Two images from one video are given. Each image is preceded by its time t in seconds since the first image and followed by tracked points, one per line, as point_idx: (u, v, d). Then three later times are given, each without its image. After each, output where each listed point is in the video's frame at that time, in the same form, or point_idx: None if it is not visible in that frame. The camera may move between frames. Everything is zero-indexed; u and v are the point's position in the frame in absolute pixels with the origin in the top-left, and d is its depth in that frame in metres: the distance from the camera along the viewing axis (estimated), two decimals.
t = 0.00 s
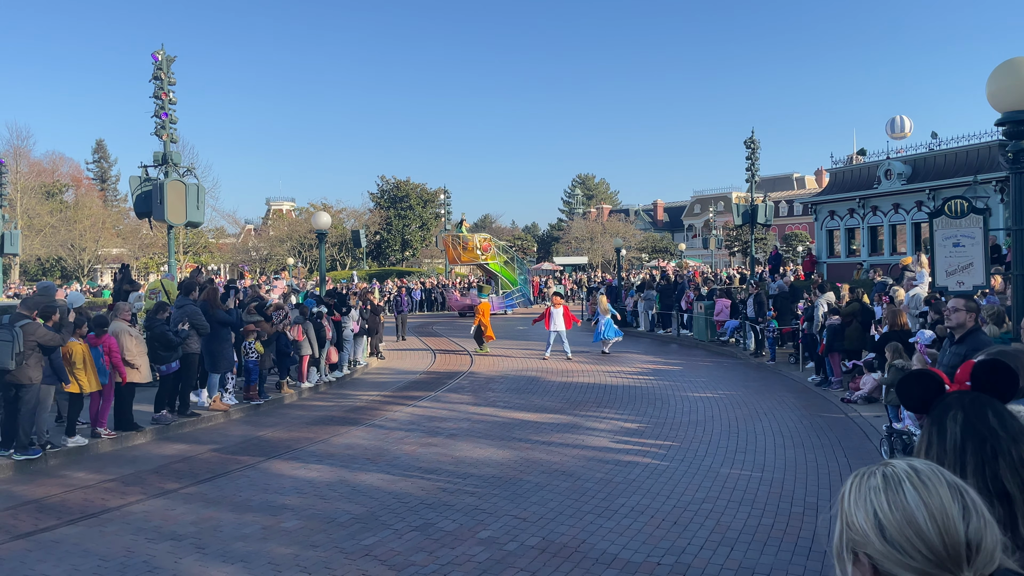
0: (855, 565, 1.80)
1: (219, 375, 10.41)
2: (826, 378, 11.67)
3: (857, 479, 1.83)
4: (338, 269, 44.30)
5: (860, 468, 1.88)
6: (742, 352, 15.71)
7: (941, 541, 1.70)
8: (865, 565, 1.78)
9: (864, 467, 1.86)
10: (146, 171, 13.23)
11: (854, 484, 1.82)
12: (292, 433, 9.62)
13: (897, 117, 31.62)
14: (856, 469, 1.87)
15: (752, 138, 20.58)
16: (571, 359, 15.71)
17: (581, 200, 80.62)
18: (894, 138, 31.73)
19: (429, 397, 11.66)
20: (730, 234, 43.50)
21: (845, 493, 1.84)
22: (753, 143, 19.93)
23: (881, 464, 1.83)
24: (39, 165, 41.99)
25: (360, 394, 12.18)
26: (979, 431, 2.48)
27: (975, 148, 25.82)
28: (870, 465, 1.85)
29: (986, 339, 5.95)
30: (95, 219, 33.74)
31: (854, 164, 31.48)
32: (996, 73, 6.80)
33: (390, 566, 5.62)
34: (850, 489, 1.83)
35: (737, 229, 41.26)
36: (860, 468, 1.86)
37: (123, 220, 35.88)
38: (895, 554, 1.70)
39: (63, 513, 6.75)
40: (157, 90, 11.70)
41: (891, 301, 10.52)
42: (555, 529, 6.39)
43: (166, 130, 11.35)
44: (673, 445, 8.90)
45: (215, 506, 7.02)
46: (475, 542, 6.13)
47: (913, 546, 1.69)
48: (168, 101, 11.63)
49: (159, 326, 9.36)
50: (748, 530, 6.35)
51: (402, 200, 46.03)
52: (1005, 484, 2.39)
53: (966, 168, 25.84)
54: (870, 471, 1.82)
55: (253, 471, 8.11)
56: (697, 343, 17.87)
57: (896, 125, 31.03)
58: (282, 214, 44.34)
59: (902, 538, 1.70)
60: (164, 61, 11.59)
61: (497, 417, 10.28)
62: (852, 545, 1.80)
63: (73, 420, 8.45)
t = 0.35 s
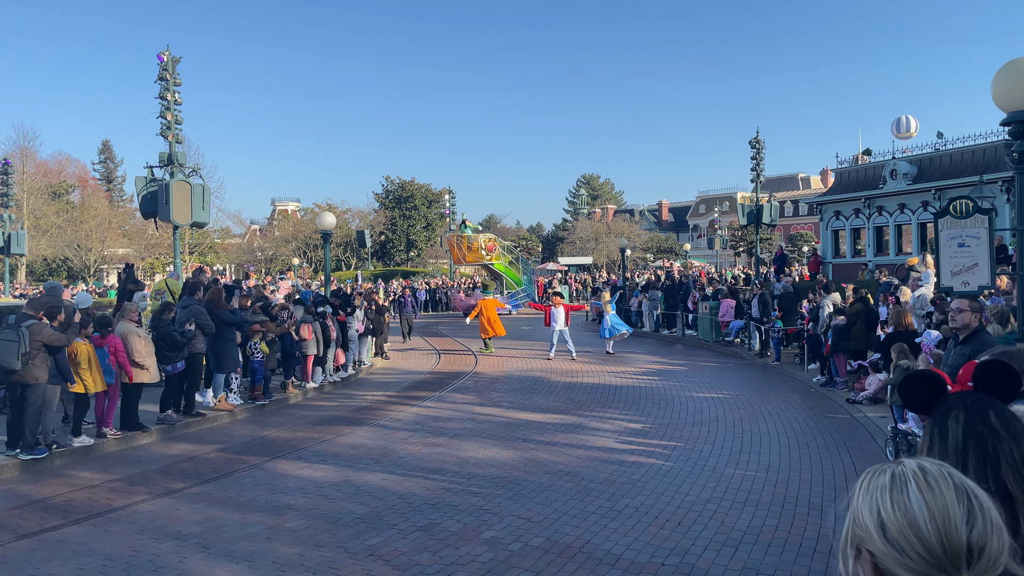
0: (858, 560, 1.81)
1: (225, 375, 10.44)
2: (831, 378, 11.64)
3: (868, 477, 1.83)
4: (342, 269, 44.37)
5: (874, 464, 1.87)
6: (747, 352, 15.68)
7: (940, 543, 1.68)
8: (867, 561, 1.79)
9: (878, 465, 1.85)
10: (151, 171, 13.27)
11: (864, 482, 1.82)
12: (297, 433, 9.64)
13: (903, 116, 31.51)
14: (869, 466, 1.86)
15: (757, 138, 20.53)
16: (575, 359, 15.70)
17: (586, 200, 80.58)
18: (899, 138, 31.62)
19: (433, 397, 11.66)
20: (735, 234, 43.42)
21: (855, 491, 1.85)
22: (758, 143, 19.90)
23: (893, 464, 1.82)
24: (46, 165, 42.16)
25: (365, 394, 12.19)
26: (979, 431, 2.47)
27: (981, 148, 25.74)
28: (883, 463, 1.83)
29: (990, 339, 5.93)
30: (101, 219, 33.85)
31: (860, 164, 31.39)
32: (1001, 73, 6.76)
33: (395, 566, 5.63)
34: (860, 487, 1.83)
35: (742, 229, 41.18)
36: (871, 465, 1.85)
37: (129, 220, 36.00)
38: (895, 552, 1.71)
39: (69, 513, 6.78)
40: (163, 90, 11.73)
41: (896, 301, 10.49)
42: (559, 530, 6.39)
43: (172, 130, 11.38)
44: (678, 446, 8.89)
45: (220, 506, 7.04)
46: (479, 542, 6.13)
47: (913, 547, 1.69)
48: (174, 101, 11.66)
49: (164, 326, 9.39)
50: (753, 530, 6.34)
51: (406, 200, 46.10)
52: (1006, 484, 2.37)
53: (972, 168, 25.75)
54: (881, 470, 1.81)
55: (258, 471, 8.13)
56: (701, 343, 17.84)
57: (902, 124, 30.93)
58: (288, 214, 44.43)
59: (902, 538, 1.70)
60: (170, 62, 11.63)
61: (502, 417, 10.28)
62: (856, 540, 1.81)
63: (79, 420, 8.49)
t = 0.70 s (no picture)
0: (855, 561, 1.80)
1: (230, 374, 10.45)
2: (837, 378, 11.61)
3: (864, 477, 1.82)
4: (347, 269, 44.42)
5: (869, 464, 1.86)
6: (752, 352, 15.65)
7: (934, 542, 1.67)
8: (864, 560, 1.78)
9: (871, 464, 1.84)
10: (156, 171, 13.29)
11: (860, 481, 1.82)
12: (302, 433, 9.65)
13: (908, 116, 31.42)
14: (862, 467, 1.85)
15: (762, 137, 20.49)
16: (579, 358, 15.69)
17: (590, 200, 80.58)
18: (905, 138, 31.54)
19: (438, 396, 11.67)
20: (740, 234, 43.36)
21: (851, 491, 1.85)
22: (764, 143, 19.85)
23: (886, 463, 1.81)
24: (51, 165, 42.27)
25: (369, 393, 12.21)
26: (987, 431, 2.46)
27: (987, 148, 25.68)
28: (877, 464, 1.82)
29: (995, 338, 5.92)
30: (106, 219, 33.92)
31: (865, 164, 31.32)
32: (1008, 72, 6.74)
33: (400, 566, 5.63)
34: (856, 487, 1.82)
35: (746, 229, 41.14)
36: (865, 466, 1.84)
37: (134, 220, 36.08)
38: (890, 553, 1.70)
39: (74, 511, 6.80)
40: (168, 90, 11.75)
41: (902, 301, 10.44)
42: (564, 529, 6.38)
43: (177, 130, 11.40)
44: (682, 445, 8.88)
45: (225, 505, 7.05)
46: (483, 541, 6.13)
47: (906, 547, 1.68)
48: (179, 101, 11.68)
49: (169, 325, 9.41)
50: (758, 530, 6.32)
51: (411, 200, 46.15)
52: (1015, 484, 2.36)
53: (978, 168, 25.69)
54: (877, 469, 1.81)
55: (262, 470, 8.13)
56: (706, 343, 17.81)
57: (907, 124, 30.86)
58: (292, 213, 44.48)
59: (897, 538, 1.69)
60: (174, 62, 11.65)
61: (506, 417, 10.27)
62: (852, 542, 1.80)
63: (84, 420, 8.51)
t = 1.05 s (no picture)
0: (857, 564, 1.80)
1: (234, 373, 10.45)
2: (842, 378, 11.58)
3: (862, 478, 1.82)
4: (351, 268, 44.47)
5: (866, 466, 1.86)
6: (756, 351, 15.63)
7: (933, 540, 1.67)
8: (866, 562, 1.78)
9: (868, 466, 1.84)
10: (161, 170, 13.31)
11: (858, 483, 1.82)
12: (307, 431, 9.66)
13: (913, 115, 31.33)
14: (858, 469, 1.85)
15: (767, 136, 20.45)
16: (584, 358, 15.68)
17: (594, 199, 80.59)
18: (909, 137, 31.48)
19: (442, 395, 11.68)
20: (745, 233, 43.32)
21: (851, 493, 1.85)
22: (768, 143, 19.81)
23: (881, 465, 1.81)
24: (56, 164, 42.39)
25: (373, 392, 12.22)
26: (999, 430, 2.45)
27: (992, 147, 25.62)
28: (873, 466, 1.82)
29: (998, 338, 5.88)
30: (111, 219, 33.99)
31: (870, 163, 31.27)
32: (1015, 71, 6.72)
33: (405, 565, 5.64)
34: (855, 488, 1.82)
35: (751, 228, 41.10)
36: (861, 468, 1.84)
37: (139, 220, 36.17)
38: (889, 553, 1.69)
39: (79, 510, 6.82)
40: (173, 90, 11.77)
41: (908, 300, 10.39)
42: (568, 529, 6.38)
43: (181, 129, 11.41)
44: (687, 445, 8.87)
45: (229, 504, 7.06)
46: (488, 540, 6.13)
47: (906, 546, 1.67)
48: (183, 100, 11.70)
49: (174, 325, 9.41)
50: (763, 530, 6.32)
51: (415, 199, 46.19)
52: None
53: (983, 167, 25.64)
54: (875, 471, 1.80)
55: (267, 469, 8.15)
56: (710, 342, 17.80)
57: (912, 124, 30.79)
58: (296, 213, 44.55)
59: (896, 538, 1.68)
60: (179, 61, 11.66)
61: (510, 416, 10.27)
62: (852, 544, 1.80)
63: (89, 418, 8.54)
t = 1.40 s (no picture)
0: None
1: (244, 373, 10.48)
2: (852, 380, 11.53)
3: (892, 484, 1.48)
4: (360, 268, 44.58)
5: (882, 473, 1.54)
6: (766, 352, 15.58)
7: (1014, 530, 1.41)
8: None
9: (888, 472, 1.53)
10: (172, 170, 13.38)
11: (891, 491, 1.47)
12: (316, 431, 9.69)
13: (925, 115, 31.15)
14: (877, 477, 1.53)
15: (777, 137, 20.37)
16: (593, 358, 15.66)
17: (603, 200, 80.52)
18: (921, 137, 31.31)
19: (450, 395, 11.69)
20: (755, 234, 43.19)
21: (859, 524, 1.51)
22: (779, 143, 19.73)
23: (904, 469, 1.52)
24: (68, 164, 42.68)
25: (382, 392, 12.24)
26: (1013, 433, 2.44)
27: (1005, 147, 25.45)
28: (894, 471, 1.52)
29: (1009, 340, 5.85)
30: (122, 218, 34.17)
31: (881, 164, 31.12)
32: None
33: (413, 565, 5.64)
34: (887, 497, 1.46)
35: (761, 229, 40.97)
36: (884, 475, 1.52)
37: (150, 219, 36.35)
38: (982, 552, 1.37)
39: (90, 508, 6.85)
40: (184, 90, 11.83)
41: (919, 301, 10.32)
42: (577, 530, 6.37)
43: (192, 130, 11.46)
44: (695, 446, 8.85)
45: (239, 503, 7.09)
46: (496, 541, 6.13)
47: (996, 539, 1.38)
48: (194, 101, 11.75)
49: (184, 324, 9.45)
50: (772, 532, 6.29)
51: (424, 199, 46.27)
52: None
53: (995, 167, 25.47)
54: (902, 475, 1.50)
55: (276, 468, 8.18)
56: (720, 343, 17.74)
57: (924, 124, 30.62)
58: (306, 213, 44.70)
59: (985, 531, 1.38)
60: (190, 62, 11.72)
61: (518, 416, 10.27)
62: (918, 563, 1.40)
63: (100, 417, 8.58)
